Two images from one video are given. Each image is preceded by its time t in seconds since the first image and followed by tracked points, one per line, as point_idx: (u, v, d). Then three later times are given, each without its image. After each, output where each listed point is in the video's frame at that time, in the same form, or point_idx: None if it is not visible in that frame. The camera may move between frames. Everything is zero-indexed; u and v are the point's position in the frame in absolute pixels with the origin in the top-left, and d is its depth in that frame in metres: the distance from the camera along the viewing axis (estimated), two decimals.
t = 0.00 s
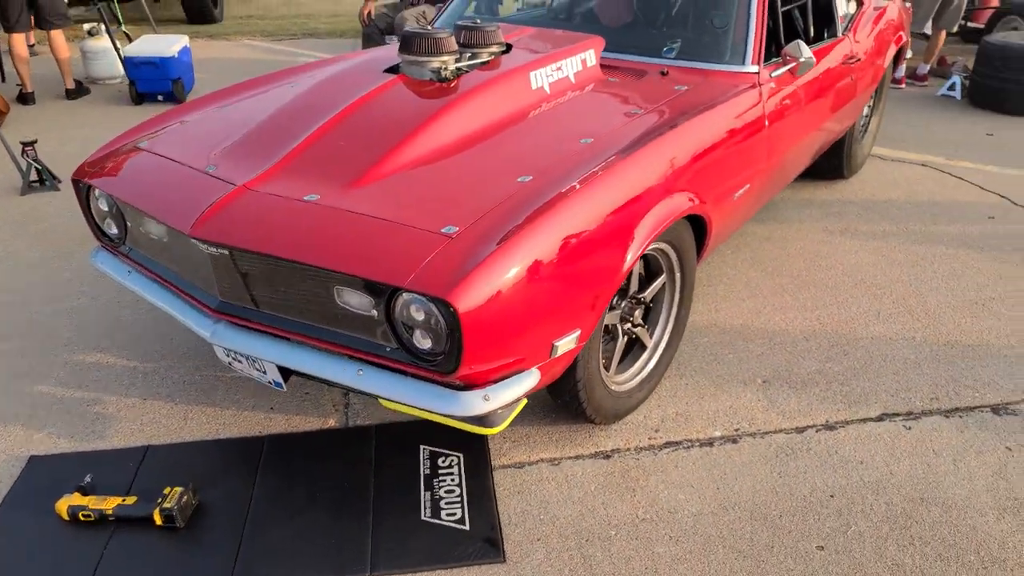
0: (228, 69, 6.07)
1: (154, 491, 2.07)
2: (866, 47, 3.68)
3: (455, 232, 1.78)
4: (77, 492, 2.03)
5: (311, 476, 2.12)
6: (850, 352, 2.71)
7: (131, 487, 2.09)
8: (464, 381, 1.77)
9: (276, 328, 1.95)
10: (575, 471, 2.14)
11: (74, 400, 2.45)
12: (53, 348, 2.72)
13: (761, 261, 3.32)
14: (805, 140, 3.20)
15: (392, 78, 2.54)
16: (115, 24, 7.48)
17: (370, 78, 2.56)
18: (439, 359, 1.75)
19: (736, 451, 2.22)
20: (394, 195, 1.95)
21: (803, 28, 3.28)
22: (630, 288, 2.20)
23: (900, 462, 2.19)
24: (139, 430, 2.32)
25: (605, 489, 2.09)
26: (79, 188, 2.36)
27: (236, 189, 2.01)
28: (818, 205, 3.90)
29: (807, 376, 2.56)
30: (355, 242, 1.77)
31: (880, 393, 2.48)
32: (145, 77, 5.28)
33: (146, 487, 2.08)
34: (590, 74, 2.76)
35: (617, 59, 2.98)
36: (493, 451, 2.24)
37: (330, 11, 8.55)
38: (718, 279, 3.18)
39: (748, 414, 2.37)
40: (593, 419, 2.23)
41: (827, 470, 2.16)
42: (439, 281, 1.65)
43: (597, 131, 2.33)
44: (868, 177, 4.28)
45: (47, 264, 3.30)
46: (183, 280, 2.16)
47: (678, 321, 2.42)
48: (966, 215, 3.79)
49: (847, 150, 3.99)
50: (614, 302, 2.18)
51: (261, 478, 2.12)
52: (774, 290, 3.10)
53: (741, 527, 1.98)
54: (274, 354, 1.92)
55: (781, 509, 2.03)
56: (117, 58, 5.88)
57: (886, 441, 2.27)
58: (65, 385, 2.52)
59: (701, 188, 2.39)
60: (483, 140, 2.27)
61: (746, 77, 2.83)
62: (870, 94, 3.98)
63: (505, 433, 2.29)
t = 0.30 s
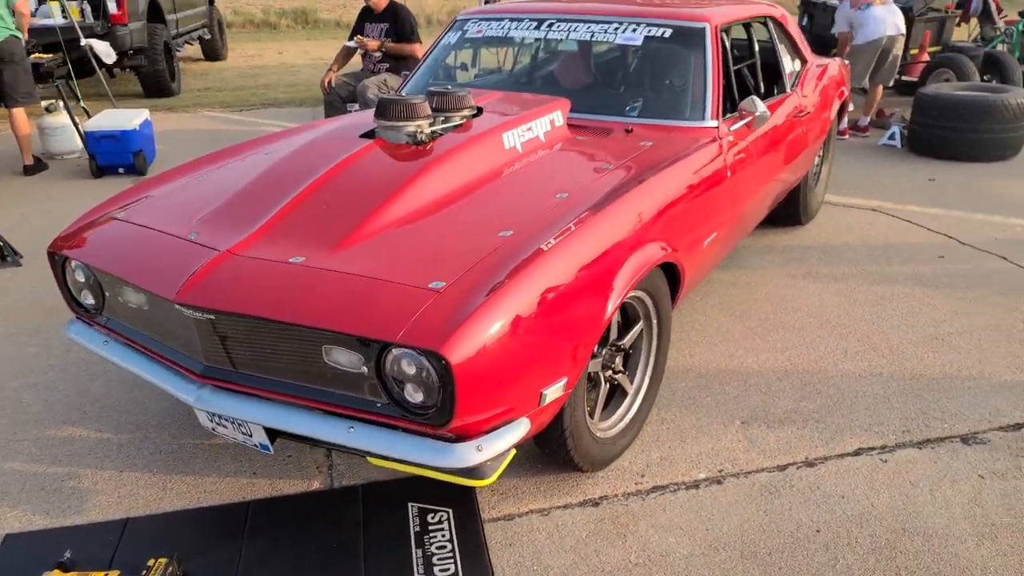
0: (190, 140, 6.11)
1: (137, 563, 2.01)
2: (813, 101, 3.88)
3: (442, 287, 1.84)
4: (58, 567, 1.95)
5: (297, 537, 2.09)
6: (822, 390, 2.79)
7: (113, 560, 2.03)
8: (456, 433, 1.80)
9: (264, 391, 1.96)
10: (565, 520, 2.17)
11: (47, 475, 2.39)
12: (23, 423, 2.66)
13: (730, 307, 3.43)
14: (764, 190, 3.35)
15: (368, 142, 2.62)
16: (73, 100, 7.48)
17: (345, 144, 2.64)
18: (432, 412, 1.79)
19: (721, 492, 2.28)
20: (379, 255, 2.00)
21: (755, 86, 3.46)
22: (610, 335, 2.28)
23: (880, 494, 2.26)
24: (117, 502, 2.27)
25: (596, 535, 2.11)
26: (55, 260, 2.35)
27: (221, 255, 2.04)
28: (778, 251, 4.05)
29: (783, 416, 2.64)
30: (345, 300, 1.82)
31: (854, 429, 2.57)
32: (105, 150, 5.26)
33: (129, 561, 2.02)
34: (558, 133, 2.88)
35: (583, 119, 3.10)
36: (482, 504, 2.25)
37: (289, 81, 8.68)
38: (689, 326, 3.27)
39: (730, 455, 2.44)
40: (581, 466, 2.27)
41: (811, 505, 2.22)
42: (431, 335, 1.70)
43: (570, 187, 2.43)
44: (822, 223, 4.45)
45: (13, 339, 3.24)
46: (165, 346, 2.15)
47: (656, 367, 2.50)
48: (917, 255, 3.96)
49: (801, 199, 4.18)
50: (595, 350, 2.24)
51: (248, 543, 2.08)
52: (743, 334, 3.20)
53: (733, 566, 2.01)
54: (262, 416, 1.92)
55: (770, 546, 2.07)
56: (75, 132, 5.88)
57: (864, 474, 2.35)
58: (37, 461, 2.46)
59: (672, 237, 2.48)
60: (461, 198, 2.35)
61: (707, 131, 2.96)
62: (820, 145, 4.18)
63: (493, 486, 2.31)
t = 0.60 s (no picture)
0: (165, 158, 6.07)
1: None
2: (787, 122, 3.97)
3: (428, 299, 1.86)
4: None
5: (279, 555, 2.07)
6: (800, 404, 2.83)
7: None
8: (442, 446, 1.81)
9: (247, 405, 1.95)
10: (549, 534, 2.17)
11: (21, 494, 2.35)
12: None
13: (708, 323, 3.47)
14: (740, 208, 3.41)
15: (352, 157, 2.64)
16: (45, 117, 7.41)
17: (328, 159, 2.65)
18: (418, 424, 1.80)
19: (702, 505, 2.30)
20: (364, 268, 2.01)
21: (731, 106, 3.52)
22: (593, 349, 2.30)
23: (858, 506, 2.29)
24: (93, 521, 2.23)
25: (580, 549, 2.12)
26: (32, 275, 2.33)
27: (204, 268, 2.03)
28: (754, 268, 4.11)
29: (763, 429, 2.67)
30: (331, 312, 1.82)
31: (832, 441, 2.60)
32: (79, 167, 5.19)
33: None
34: (540, 150, 2.91)
35: (564, 136, 3.14)
36: (465, 519, 2.25)
37: (265, 100, 8.66)
38: (669, 342, 3.30)
39: (711, 468, 2.46)
40: (564, 480, 2.28)
41: (791, 516, 2.25)
42: (419, 346, 1.71)
43: (552, 202, 2.46)
44: (796, 241, 4.53)
45: None
46: (146, 361, 2.13)
47: (637, 381, 2.52)
48: (889, 273, 4.05)
49: (776, 217, 4.25)
50: (578, 364, 2.26)
51: (228, 560, 2.06)
52: (722, 349, 3.24)
53: None
54: (245, 429, 1.91)
55: (751, 557, 2.09)
56: (48, 149, 5.82)
57: (842, 485, 2.38)
58: (10, 480, 2.41)
59: (653, 253, 2.52)
60: (445, 213, 2.37)
61: (685, 149, 3.01)
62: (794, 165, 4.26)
63: (476, 501, 2.31)
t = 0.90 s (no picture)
0: (133, 167, 5.99)
1: None
2: (756, 133, 4.03)
3: (403, 308, 1.85)
4: None
5: (251, 567, 2.04)
6: (771, 411, 2.87)
7: None
8: (417, 454, 1.80)
9: (219, 415, 1.92)
10: (524, 542, 2.17)
11: None
12: None
13: (680, 331, 3.51)
14: (711, 218, 3.45)
15: (326, 166, 2.64)
16: (9, 125, 7.27)
17: (301, 169, 2.64)
18: (392, 433, 1.79)
19: (676, 511, 2.31)
20: (338, 277, 2.00)
21: (701, 117, 3.57)
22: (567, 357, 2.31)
23: (828, 510, 2.32)
24: (59, 535, 2.18)
25: (555, 557, 2.12)
26: None
27: (175, 277, 2.01)
28: (725, 277, 4.16)
29: (735, 436, 2.70)
30: (305, 321, 1.81)
31: (803, 447, 2.64)
32: (44, 176, 5.10)
33: None
34: (513, 160, 2.93)
35: (537, 146, 3.16)
36: (440, 528, 2.24)
37: (235, 109, 8.59)
38: (642, 350, 3.33)
39: (684, 475, 2.48)
40: (539, 488, 2.28)
41: (764, 521, 2.27)
42: (394, 355, 1.71)
43: (526, 211, 2.47)
44: (765, 250, 4.60)
45: None
46: (115, 371, 2.10)
47: (611, 389, 2.54)
48: (856, 281, 4.12)
49: (746, 227, 4.31)
50: (553, 372, 2.27)
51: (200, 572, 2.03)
52: (694, 357, 3.27)
53: None
54: (216, 440, 1.88)
55: (724, 563, 2.11)
56: (11, 159, 5.65)
57: (813, 491, 2.42)
58: None
59: (626, 262, 2.54)
60: (418, 222, 2.37)
61: (657, 159, 3.05)
62: (763, 175, 4.33)
63: (452, 509, 2.31)
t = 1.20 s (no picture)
0: (123, 168, 5.96)
1: None
2: (747, 135, 4.05)
3: (395, 308, 1.85)
4: None
5: (242, 568, 2.03)
6: (762, 412, 2.88)
7: None
8: (409, 455, 1.80)
9: (210, 415, 1.91)
10: (516, 543, 2.17)
11: None
12: None
13: (671, 332, 3.52)
14: (702, 219, 3.46)
15: (317, 167, 2.63)
16: None
17: (292, 169, 2.63)
18: (384, 433, 1.79)
19: (667, 511, 2.32)
20: (330, 277, 2.00)
21: (692, 119, 3.59)
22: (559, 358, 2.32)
23: (819, 511, 2.34)
24: (48, 536, 2.17)
25: (546, 557, 2.12)
26: None
27: (166, 278, 2.00)
28: (716, 279, 4.18)
29: (726, 437, 2.71)
30: (296, 321, 1.81)
31: (793, 448, 2.65)
32: (33, 176, 5.07)
33: None
34: (505, 161, 2.93)
35: (529, 148, 3.16)
36: (431, 529, 2.24)
37: (225, 110, 8.55)
38: (634, 351, 3.34)
39: (675, 475, 2.49)
40: (531, 489, 2.28)
41: (754, 522, 2.28)
42: (386, 355, 1.71)
43: (518, 212, 2.48)
44: (756, 252, 4.62)
45: None
46: (105, 372, 2.09)
47: (603, 389, 2.54)
48: (846, 283, 4.14)
49: (737, 228, 4.33)
50: (544, 373, 2.28)
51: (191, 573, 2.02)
52: (685, 358, 3.28)
53: None
54: (208, 441, 1.88)
55: (715, 563, 2.11)
56: None
57: (804, 491, 2.43)
58: None
59: (618, 263, 2.55)
60: (410, 223, 2.37)
61: (649, 161, 3.06)
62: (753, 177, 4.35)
63: (443, 510, 2.31)
